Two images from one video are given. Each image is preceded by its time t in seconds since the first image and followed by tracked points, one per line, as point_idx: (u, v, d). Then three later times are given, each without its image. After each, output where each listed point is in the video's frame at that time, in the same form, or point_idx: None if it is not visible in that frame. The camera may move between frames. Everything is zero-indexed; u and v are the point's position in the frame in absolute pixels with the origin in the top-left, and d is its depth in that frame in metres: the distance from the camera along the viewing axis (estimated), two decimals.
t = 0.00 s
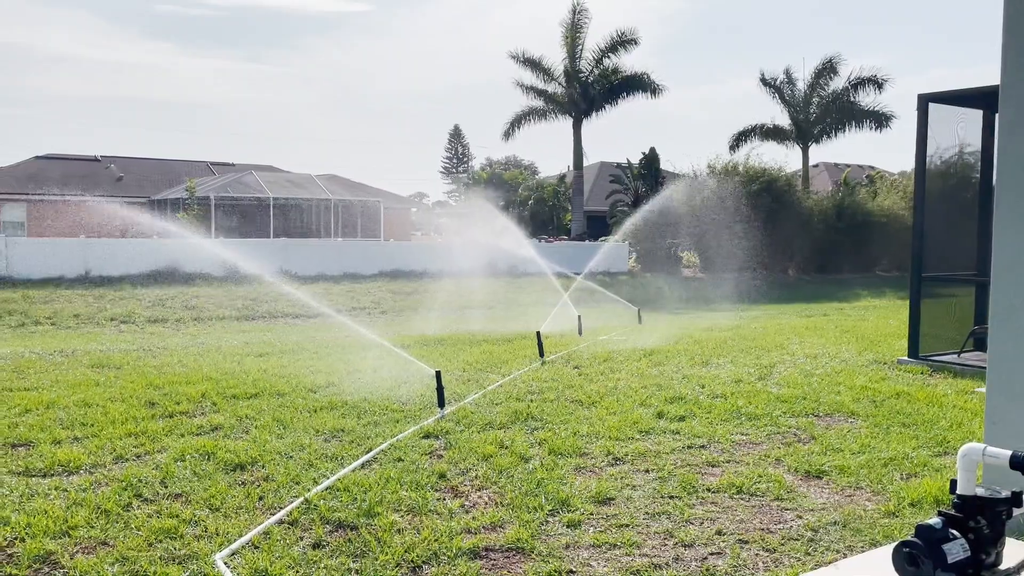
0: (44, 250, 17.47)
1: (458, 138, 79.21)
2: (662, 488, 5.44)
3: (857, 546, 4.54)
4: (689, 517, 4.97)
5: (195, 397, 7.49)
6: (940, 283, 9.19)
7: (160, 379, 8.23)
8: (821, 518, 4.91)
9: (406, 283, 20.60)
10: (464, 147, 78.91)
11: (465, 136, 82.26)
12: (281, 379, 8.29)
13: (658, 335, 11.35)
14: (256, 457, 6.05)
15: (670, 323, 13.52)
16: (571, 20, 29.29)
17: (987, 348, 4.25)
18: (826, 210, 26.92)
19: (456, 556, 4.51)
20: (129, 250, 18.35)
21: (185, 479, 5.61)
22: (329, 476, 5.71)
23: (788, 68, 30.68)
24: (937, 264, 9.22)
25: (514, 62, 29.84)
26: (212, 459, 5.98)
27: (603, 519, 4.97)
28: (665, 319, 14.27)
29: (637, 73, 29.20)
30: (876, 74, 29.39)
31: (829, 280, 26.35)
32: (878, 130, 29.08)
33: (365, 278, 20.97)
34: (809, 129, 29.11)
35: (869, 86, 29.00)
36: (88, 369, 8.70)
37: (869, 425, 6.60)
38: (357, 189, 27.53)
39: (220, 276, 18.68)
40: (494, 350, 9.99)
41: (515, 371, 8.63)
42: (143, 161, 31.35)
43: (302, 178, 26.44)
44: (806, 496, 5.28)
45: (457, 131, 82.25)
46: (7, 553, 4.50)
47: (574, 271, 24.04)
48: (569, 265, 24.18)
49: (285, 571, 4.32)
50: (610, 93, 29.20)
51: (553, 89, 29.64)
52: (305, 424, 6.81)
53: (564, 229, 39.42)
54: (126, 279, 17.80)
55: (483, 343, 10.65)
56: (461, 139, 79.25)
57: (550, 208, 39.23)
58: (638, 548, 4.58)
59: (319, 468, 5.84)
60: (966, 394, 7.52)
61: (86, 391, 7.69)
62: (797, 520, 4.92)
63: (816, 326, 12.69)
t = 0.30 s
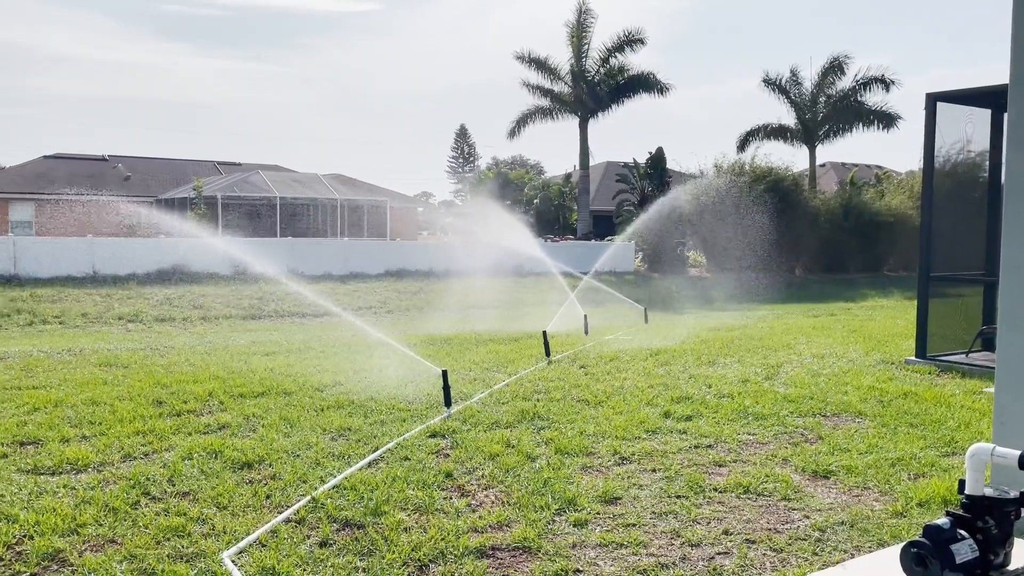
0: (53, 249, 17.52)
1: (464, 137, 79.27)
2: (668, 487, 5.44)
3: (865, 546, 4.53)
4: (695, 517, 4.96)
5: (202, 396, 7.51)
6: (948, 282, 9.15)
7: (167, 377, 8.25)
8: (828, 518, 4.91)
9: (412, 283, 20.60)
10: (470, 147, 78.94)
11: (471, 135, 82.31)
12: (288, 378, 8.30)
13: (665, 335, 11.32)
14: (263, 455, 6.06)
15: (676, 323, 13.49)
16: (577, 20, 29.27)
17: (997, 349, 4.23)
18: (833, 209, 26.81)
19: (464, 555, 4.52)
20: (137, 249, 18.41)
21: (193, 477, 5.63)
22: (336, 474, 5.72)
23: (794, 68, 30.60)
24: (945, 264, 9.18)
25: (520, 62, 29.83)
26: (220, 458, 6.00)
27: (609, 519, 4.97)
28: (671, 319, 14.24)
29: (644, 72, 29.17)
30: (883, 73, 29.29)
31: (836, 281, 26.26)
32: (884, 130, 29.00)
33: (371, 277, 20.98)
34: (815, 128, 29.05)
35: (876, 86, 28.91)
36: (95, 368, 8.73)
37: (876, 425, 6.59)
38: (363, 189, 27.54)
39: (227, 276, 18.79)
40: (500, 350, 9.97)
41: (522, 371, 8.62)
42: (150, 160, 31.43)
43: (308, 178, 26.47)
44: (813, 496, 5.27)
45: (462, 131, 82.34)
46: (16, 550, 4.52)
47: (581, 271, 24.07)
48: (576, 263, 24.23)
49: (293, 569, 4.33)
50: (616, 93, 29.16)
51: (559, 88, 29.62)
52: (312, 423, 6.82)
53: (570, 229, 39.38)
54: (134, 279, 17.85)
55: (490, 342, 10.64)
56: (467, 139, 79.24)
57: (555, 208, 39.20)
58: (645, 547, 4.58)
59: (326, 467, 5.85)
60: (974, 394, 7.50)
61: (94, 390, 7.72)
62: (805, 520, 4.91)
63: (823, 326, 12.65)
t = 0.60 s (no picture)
0: (64, 248, 17.62)
1: (473, 137, 79.36)
2: (677, 488, 5.43)
3: (875, 547, 4.52)
4: (705, 517, 4.96)
5: (212, 395, 7.55)
6: (960, 283, 9.07)
7: (178, 376, 8.30)
8: (838, 519, 4.89)
9: (422, 282, 20.61)
10: (479, 146, 79.02)
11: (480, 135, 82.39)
12: (297, 377, 8.33)
13: (674, 335, 11.31)
14: (273, 454, 6.09)
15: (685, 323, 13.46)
16: (586, 20, 29.25)
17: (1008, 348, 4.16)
18: (843, 209, 26.75)
19: (473, 554, 4.52)
20: (148, 248, 18.49)
21: (202, 475, 5.65)
22: (345, 473, 5.74)
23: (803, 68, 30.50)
24: (957, 264, 9.11)
25: (528, 62, 29.82)
26: (229, 456, 6.02)
27: (618, 518, 4.97)
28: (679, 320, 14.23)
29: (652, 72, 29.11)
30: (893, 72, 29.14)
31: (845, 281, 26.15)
32: (895, 130, 28.88)
33: (380, 277, 20.99)
34: (825, 128, 28.95)
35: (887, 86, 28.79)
36: (107, 366, 8.78)
37: (886, 426, 6.56)
38: (373, 189, 27.60)
39: (237, 276, 18.87)
40: (508, 349, 9.98)
41: (531, 371, 8.62)
42: (160, 160, 31.56)
43: (317, 178, 26.53)
44: (823, 497, 5.26)
45: (471, 130, 82.45)
46: (28, 548, 4.54)
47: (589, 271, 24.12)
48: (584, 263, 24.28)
49: (302, 568, 4.34)
50: (625, 92, 29.12)
51: (567, 88, 29.60)
52: (322, 422, 6.84)
53: (578, 228, 39.34)
54: (145, 278, 17.93)
55: (500, 341, 10.66)
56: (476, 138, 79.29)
57: (563, 207, 39.18)
58: (654, 548, 4.57)
59: (336, 466, 5.87)
60: (985, 396, 7.46)
61: (105, 388, 7.77)
62: (814, 521, 4.90)
63: (833, 327, 12.59)
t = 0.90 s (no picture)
0: (76, 246, 17.74)
1: (484, 137, 79.35)
2: (688, 489, 5.42)
3: (887, 549, 4.50)
4: (716, 518, 4.95)
5: (224, 394, 7.59)
6: (975, 285, 9.02)
7: (191, 375, 8.33)
8: (850, 521, 4.87)
9: (432, 282, 20.62)
10: (489, 146, 79.03)
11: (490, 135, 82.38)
12: (309, 376, 8.35)
13: (684, 335, 11.30)
14: (284, 452, 6.11)
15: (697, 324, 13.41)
16: (597, 20, 29.23)
17: None
18: (855, 210, 26.62)
19: (483, 554, 4.53)
20: (160, 247, 18.59)
21: (215, 474, 5.68)
22: (356, 472, 5.76)
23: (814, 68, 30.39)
24: (971, 266, 9.05)
25: (539, 62, 29.82)
26: (241, 455, 6.05)
27: (628, 519, 4.96)
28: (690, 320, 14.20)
29: (664, 72, 29.06)
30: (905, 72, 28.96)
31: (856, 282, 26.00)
32: (908, 130, 28.71)
33: (390, 276, 21.03)
34: (837, 129, 28.82)
35: (899, 85, 28.61)
36: (120, 365, 8.83)
37: (899, 428, 6.53)
38: (383, 189, 27.65)
39: (248, 275, 18.94)
40: (518, 349, 9.98)
41: (541, 371, 8.62)
42: (171, 160, 31.72)
43: (328, 177, 26.60)
44: (835, 499, 5.23)
45: (481, 131, 82.42)
46: (42, 545, 4.58)
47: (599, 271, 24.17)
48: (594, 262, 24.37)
49: (314, 567, 4.36)
50: (635, 93, 29.08)
51: (578, 88, 29.59)
52: (333, 421, 6.86)
53: (587, 228, 39.29)
54: (157, 277, 18.03)
55: (510, 342, 10.65)
56: (487, 138, 79.30)
57: (573, 207, 39.14)
58: (664, 548, 4.57)
59: (347, 465, 5.88)
60: (999, 397, 7.41)
61: (118, 386, 7.82)
62: (826, 523, 4.88)
63: (846, 328, 12.52)
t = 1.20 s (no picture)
0: (90, 246, 17.86)
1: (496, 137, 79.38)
2: (700, 490, 5.40)
3: (901, 552, 4.47)
4: (729, 519, 4.93)
5: (237, 392, 7.62)
6: (989, 285, 8.94)
7: (204, 373, 8.37)
8: (864, 523, 4.85)
9: (444, 282, 20.65)
10: (501, 146, 79.06)
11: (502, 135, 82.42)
12: (321, 376, 8.38)
13: (697, 336, 11.27)
14: (296, 451, 6.13)
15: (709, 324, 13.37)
16: (609, 20, 29.17)
17: None
18: (868, 210, 26.56)
19: (494, 554, 4.53)
20: (173, 246, 18.69)
21: (227, 472, 5.71)
22: (368, 471, 5.77)
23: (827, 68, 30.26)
24: (985, 266, 8.98)
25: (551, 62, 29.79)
26: (254, 453, 6.08)
27: (640, 520, 4.95)
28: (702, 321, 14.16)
29: (676, 72, 28.98)
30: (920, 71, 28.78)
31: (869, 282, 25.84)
32: (923, 130, 28.53)
33: (402, 276, 21.08)
34: (851, 129, 28.65)
35: (914, 85, 28.43)
36: (134, 363, 8.89)
37: (913, 430, 6.49)
38: (395, 188, 27.73)
39: (260, 275, 19.02)
40: (530, 350, 9.98)
41: (553, 371, 8.61)
42: (184, 159, 31.89)
43: (340, 177, 26.68)
44: (849, 501, 5.20)
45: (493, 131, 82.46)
46: (57, 542, 4.61)
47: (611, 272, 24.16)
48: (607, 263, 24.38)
49: (325, 565, 4.37)
50: (647, 92, 29.03)
51: (590, 88, 29.55)
52: (345, 420, 6.88)
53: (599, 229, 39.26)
54: (171, 276, 18.13)
55: (522, 342, 10.64)
56: (498, 138, 79.34)
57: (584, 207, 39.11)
58: (676, 549, 4.56)
59: (359, 464, 5.90)
60: (1014, 400, 7.34)
61: (132, 385, 7.87)
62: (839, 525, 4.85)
63: (859, 329, 12.45)
